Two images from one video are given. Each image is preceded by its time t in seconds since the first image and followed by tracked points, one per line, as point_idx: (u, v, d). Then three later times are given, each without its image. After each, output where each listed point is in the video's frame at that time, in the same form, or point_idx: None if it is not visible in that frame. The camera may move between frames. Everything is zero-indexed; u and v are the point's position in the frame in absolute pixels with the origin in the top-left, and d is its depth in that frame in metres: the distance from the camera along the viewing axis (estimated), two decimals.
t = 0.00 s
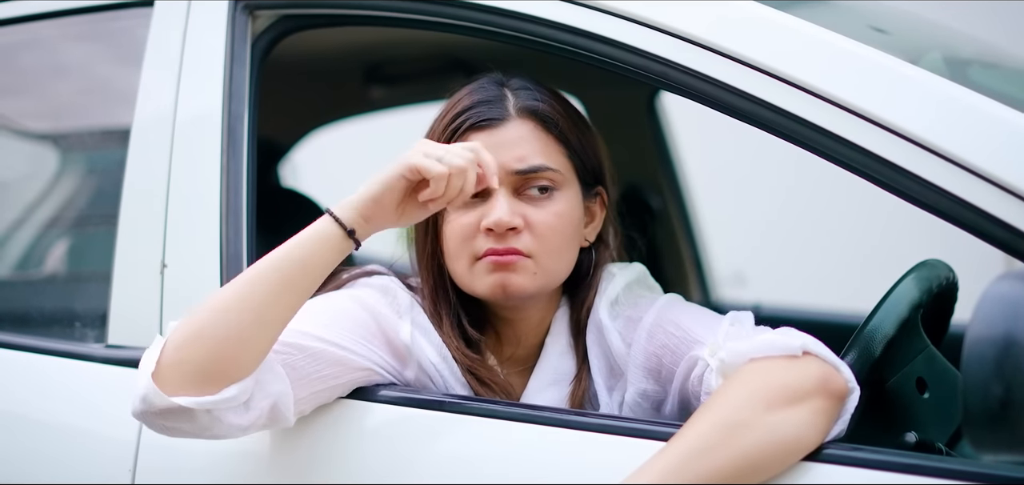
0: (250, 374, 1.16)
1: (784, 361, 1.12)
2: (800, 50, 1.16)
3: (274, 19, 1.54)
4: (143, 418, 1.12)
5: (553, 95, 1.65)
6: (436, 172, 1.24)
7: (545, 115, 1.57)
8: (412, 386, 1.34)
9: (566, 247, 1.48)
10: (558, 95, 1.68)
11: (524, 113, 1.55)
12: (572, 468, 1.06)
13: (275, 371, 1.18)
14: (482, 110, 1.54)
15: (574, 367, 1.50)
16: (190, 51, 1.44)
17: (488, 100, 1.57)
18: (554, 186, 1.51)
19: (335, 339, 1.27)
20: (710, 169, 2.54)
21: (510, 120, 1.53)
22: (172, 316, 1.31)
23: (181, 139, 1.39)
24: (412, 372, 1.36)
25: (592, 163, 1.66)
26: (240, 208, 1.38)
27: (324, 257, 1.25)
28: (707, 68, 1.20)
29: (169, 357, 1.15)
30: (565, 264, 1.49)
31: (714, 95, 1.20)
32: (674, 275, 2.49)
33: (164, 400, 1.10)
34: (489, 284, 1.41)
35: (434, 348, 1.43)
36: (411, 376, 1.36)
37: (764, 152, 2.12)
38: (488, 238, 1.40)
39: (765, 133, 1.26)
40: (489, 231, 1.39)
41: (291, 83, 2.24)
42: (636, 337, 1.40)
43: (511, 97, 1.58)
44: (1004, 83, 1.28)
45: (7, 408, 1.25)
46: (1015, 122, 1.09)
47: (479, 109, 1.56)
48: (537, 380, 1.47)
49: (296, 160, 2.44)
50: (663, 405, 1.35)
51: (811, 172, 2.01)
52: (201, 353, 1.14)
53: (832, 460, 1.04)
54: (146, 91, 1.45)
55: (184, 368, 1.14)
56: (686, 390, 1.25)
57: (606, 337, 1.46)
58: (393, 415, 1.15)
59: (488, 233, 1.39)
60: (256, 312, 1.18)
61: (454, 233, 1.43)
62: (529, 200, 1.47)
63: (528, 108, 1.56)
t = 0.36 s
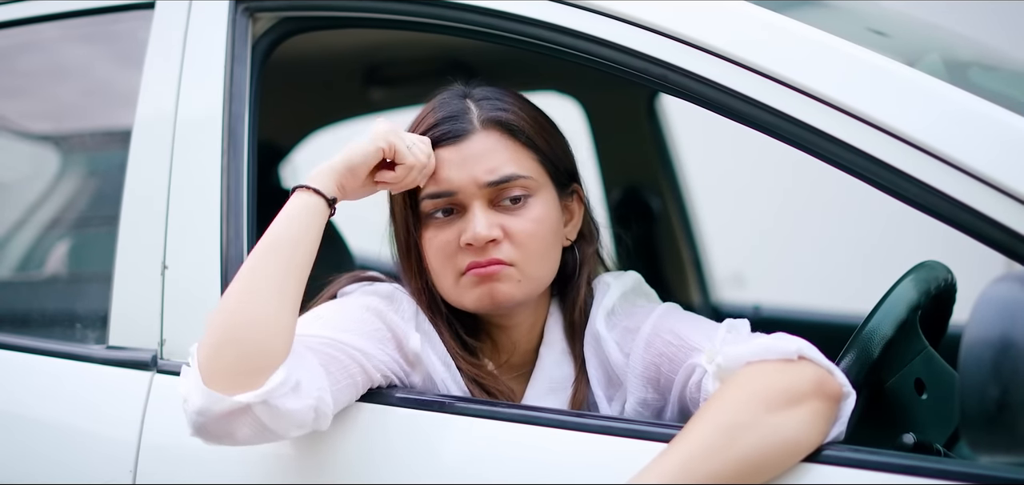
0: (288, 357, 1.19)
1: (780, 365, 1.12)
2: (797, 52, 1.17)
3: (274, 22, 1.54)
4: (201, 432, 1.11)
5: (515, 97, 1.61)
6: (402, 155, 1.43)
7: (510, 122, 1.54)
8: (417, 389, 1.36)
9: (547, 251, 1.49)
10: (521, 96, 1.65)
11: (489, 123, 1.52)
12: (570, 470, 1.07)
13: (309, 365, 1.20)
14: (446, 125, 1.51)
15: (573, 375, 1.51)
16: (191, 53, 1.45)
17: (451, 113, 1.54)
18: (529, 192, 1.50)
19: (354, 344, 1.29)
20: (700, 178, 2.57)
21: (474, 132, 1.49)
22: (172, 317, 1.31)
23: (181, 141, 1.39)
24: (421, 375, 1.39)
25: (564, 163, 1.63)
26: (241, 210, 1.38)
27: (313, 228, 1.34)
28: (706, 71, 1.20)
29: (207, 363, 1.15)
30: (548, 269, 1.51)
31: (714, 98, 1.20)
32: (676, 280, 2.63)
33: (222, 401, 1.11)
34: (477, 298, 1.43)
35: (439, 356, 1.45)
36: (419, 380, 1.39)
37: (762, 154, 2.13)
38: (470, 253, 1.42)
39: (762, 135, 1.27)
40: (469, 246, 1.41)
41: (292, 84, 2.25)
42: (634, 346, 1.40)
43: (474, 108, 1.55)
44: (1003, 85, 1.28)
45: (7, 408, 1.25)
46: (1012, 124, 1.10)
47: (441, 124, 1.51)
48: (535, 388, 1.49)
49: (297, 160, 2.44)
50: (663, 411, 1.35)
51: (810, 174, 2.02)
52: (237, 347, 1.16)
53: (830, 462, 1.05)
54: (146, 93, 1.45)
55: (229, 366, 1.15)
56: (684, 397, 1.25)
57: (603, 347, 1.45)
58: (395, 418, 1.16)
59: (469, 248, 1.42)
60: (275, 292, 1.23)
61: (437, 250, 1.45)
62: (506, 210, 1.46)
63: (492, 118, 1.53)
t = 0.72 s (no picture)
0: (286, 354, 1.21)
1: (785, 367, 1.12)
2: (799, 51, 1.17)
3: (275, 21, 1.54)
4: (190, 415, 1.12)
5: (502, 104, 1.58)
6: (405, 220, 1.51)
7: (498, 130, 1.50)
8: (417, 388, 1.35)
9: (544, 257, 1.47)
10: (508, 100, 1.62)
11: (476, 133, 1.49)
12: (572, 469, 1.07)
13: (303, 362, 1.21)
14: (433, 139, 1.48)
15: (581, 379, 1.51)
16: (192, 52, 1.45)
17: (437, 126, 1.51)
18: (522, 199, 1.47)
19: (355, 341, 1.30)
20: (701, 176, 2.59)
21: (462, 143, 1.46)
22: (173, 316, 1.31)
23: (182, 140, 1.39)
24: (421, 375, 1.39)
25: (556, 166, 1.60)
26: (242, 209, 1.38)
27: (324, 250, 1.35)
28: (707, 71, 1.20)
29: (207, 347, 1.18)
30: (547, 274, 1.49)
31: (716, 98, 1.20)
32: (676, 279, 2.63)
33: (216, 383, 1.13)
34: (477, 308, 1.42)
35: (441, 359, 1.45)
36: (418, 381, 1.39)
37: (763, 154, 2.13)
38: (466, 265, 1.40)
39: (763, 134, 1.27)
40: (465, 259, 1.39)
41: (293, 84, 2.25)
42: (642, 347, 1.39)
43: (460, 118, 1.52)
44: (1004, 85, 1.28)
45: (9, 408, 1.25)
46: (1014, 124, 1.10)
47: (429, 137, 1.49)
48: (545, 393, 1.49)
49: (298, 158, 2.41)
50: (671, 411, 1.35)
51: (812, 174, 2.02)
52: (235, 337, 1.18)
53: (836, 461, 1.05)
54: (147, 92, 1.45)
55: (227, 354, 1.17)
56: (692, 398, 1.25)
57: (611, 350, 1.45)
58: (396, 418, 1.16)
59: (465, 260, 1.40)
60: (284, 287, 1.26)
61: (433, 264, 1.43)
62: (500, 218, 1.44)
63: (479, 127, 1.50)
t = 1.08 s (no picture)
0: (287, 363, 1.19)
1: (787, 367, 1.12)
2: (802, 51, 1.16)
3: (275, 20, 1.54)
4: (194, 420, 1.12)
5: (502, 104, 1.58)
6: (405, 220, 1.50)
7: (497, 130, 1.50)
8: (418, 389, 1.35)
9: (544, 258, 1.47)
10: (509, 100, 1.62)
11: (476, 133, 1.49)
12: (572, 468, 1.07)
13: (305, 366, 1.21)
14: (433, 139, 1.48)
15: (584, 382, 1.51)
16: (191, 52, 1.45)
17: (437, 126, 1.51)
18: (521, 200, 1.47)
19: (356, 343, 1.30)
20: (702, 174, 2.58)
21: (462, 143, 1.46)
22: (173, 315, 1.31)
23: (182, 139, 1.39)
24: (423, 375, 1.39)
25: (556, 166, 1.60)
26: (241, 208, 1.38)
27: (326, 260, 1.33)
28: (707, 71, 1.20)
29: (209, 353, 1.17)
30: (547, 274, 1.49)
31: (717, 98, 1.20)
32: (676, 279, 2.60)
33: (221, 389, 1.13)
34: (476, 310, 1.42)
35: (443, 361, 1.45)
36: (419, 381, 1.38)
37: (763, 153, 2.13)
38: (465, 265, 1.40)
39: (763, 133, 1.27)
40: (463, 260, 1.39)
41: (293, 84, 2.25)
42: (644, 351, 1.39)
43: (460, 119, 1.52)
44: (1005, 84, 1.28)
45: (8, 407, 1.25)
46: (1015, 123, 1.10)
47: (429, 136, 1.49)
48: (548, 397, 1.48)
49: (298, 158, 2.41)
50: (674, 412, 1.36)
51: (813, 173, 2.02)
52: (238, 344, 1.18)
53: (836, 461, 1.05)
54: (147, 92, 1.45)
55: (229, 361, 1.17)
56: (694, 399, 1.25)
57: (614, 354, 1.44)
58: (396, 417, 1.16)
59: (463, 261, 1.40)
60: (285, 292, 1.25)
61: (432, 264, 1.43)
62: (499, 219, 1.44)
63: (479, 127, 1.49)
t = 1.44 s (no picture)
0: (288, 363, 1.19)
1: (788, 367, 1.12)
2: (803, 51, 1.16)
3: (277, 20, 1.54)
4: (195, 420, 1.12)
5: (503, 105, 1.58)
6: (408, 221, 1.51)
7: (499, 131, 1.51)
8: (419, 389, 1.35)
9: (545, 258, 1.47)
10: (510, 101, 1.62)
11: (477, 133, 1.49)
12: (573, 468, 1.07)
13: (305, 366, 1.21)
14: (434, 140, 1.48)
15: (586, 383, 1.50)
16: (193, 52, 1.45)
17: (438, 127, 1.51)
18: (523, 200, 1.47)
19: (356, 343, 1.30)
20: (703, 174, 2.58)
21: (463, 144, 1.46)
22: (175, 315, 1.31)
23: (184, 140, 1.39)
24: (423, 376, 1.39)
25: (558, 166, 1.60)
26: (243, 208, 1.38)
27: (328, 261, 1.33)
28: (708, 71, 1.20)
29: (210, 353, 1.17)
30: (549, 273, 1.49)
31: (718, 98, 1.20)
32: (678, 279, 2.60)
33: (221, 389, 1.12)
34: (478, 310, 1.42)
35: (444, 361, 1.45)
36: (420, 381, 1.38)
37: (764, 153, 2.13)
38: (467, 265, 1.40)
39: (764, 134, 1.27)
40: (465, 260, 1.39)
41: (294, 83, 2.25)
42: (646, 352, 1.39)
43: (461, 119, 1.52)
44: (1007, 85, 1.28)
45: (10, 407, 1.26)
46: (1016, 123, 1.10)
47: (430, 137, 1.50)
48: (550, 399, 1.48)
49: (300, 159, 2.41)
50: (676, 413, 1.35)
51: (815, 174, 2.02)
52: (239, 344, 1.18)
53: (836, 460, 1.05)
54: (148, 92, 1.45)
55: (231, 360, 1.17)
56: (696, 400, 1.25)
57: (615, 355, 1.44)
58: (397, 417, 1.16)
59: (465, 261, 1.40)
60: (288, 292, 1.25)
61: (434, 265, 1.43)
62: (500, 218, 1.44)
63: (480, 127, 1.50)
